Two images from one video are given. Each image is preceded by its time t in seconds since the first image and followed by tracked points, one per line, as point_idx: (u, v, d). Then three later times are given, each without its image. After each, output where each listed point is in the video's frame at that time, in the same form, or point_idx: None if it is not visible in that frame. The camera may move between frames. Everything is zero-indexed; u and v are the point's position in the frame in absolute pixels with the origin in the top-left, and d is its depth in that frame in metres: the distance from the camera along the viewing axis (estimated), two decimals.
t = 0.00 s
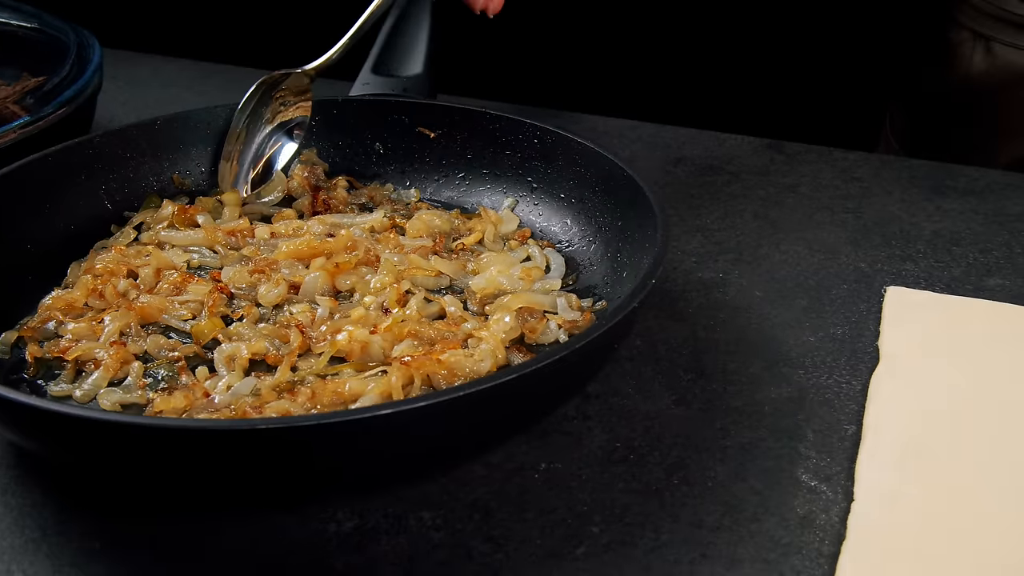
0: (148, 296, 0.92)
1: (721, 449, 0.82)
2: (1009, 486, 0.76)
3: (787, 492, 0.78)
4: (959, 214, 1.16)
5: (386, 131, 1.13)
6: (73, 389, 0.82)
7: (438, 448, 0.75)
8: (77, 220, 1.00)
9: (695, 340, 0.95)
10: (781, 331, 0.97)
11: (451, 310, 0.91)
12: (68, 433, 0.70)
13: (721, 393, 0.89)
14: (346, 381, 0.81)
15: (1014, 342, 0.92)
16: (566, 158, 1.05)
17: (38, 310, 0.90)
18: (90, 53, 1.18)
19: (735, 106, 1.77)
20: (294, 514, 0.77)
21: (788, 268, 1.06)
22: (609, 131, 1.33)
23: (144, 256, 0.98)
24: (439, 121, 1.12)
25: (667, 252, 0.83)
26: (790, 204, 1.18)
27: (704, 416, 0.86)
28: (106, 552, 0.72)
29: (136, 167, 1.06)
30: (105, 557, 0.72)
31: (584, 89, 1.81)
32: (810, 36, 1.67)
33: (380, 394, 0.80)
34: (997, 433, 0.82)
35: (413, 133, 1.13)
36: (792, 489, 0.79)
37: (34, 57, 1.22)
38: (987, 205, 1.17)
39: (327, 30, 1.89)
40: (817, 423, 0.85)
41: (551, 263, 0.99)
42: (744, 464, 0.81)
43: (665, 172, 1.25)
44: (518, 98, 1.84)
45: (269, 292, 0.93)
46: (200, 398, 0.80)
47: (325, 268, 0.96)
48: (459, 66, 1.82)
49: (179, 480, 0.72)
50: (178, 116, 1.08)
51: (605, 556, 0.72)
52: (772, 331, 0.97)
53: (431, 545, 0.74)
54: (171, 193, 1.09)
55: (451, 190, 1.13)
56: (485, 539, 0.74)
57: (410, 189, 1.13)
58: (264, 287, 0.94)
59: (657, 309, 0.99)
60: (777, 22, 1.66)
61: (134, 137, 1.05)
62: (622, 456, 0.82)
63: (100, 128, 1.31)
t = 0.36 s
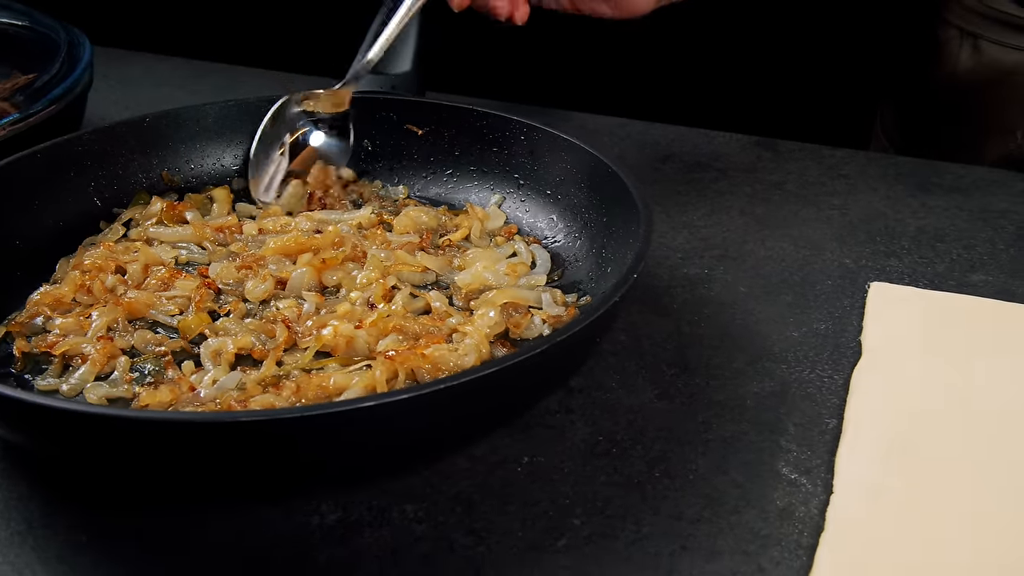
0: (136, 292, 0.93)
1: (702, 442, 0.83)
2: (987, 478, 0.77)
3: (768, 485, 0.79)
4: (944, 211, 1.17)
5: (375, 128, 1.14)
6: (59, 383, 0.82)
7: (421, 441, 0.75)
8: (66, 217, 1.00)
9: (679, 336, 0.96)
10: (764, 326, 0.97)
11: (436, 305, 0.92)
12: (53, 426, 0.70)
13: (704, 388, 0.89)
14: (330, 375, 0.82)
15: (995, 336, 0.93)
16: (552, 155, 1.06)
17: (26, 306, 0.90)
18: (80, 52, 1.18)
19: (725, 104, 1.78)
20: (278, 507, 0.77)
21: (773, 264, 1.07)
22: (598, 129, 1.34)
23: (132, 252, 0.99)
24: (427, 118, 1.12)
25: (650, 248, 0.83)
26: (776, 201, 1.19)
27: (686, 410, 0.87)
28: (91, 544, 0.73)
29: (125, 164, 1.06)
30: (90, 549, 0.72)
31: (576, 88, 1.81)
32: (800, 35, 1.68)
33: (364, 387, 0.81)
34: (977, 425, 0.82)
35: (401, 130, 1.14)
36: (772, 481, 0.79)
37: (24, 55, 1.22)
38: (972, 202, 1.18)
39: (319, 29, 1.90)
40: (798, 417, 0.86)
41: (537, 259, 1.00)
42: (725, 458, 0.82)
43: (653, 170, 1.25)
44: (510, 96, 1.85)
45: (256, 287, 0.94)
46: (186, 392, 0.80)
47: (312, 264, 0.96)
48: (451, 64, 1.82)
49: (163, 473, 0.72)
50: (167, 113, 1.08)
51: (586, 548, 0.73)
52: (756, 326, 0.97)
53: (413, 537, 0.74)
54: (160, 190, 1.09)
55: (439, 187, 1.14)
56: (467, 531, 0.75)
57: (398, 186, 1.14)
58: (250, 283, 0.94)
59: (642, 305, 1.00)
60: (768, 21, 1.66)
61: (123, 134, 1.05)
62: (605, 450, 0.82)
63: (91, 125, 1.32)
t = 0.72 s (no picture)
0: (120, 286, 0.94)
1: (679, 434, 0.84)
2: (958, 470, 0.78)
3: (742, 475, 0.80)
4: (925, 207, 1.18)
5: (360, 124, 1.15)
6: (42, 376, 0.83)
7: (399, 432, 0.76)
8: (52, 212, 1.01)
9: (658, 329, 0.97)
10: (743, 319, 0.98)
11: (417, 299, 0.93)
12: (33, 417, 0.71)
13: (682, 380, 0.90)
14: (310, 368, 0.83)
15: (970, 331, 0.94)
16: (534, 150, 1.06)
17: (11, 300, 0.91)
18: (68, 49, 1.19)
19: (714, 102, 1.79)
20: (258, 497, 0.78)
21: (754, 259, 1.08)
22: (583, 126, 1.35)
23: (117, 246, 1.00)
24: (412, 115, 1.13)
25: (628, 242, 0.85)
26: (758, 197, 1.20)
27: (664, 403, 0.88)
28: (72, 533, 0.74)
29: (112, 160, 1.07)
30: (72, 539, 0.73)
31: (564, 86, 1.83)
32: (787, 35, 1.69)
33: (344, 379, 0.82)
34: (950, 418, 0.84)
35: (386, 126, 1.14)
36: (747, 472, 0.80)
37: (12, 53, 1.23)
38: (954, 198, 1.19)
39: (309, 27, 1.91)
40: (774, 410, 0.87)
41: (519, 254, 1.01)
42: (701, 449, 0.82)
43: (637, 166, 1.26)
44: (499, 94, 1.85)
45: (240, 282, 0.95)
46: (167, 384, 0.81)
47: (295, 259, 0.97)
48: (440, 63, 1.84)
49: (143, 463, 0.73)
50: (154, 110, 1.09)
51: (561, 537, 0.74)
52: (735, 320, 0.98)
53: (391, 526, 0.75)
54: (146, 185, 1.10)
55: (424, 183, 1.14)
56: (443, 521, 0.76)
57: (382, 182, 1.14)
58: (234, 277, 0.95)
59: (623, 300, 1.01)
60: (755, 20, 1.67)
61: (109, 130, 1.06)
62: (582, 441, 0.83)
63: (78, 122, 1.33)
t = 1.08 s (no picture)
0: (102, 279, 0.95)
1: (652, 424, 0.85)
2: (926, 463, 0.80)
3: (713, 465, 0.81)
4: (903, 202, 1.19)
5: (344, 121, 1.16)
6: (23, 367, 0.84)
7: (374, 422, 0.78)
8: (36, 207, 1.02)
9: (635, 322, 0.98)
10: (719, 312, 0.99)
11: (396, 292, 0.94)
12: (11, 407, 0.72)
13: (657, 372, 0.91)
14: (288, 359, 0.84)
15: (941, 324, 0.96)
16: (514, 146, 1.07)
17: None
18: (54, 45, 1.20)
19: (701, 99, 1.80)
20: (234, 486, 0.79)
21: (732, 253, 1.09)
22: (567, 123, 1.36)
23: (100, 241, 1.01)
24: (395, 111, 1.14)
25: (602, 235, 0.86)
26: (739, 192, 1.21)
27: (638, 394, 0.89)
28: (50, 522, 0.75)
29: (96, 156, 1.08)
30: (51, 527, 0.74)
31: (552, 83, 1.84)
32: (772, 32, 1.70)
33: (321, 370, 0.83)
34: (919, 411, 0.85)
35: (368, 122, 1.15)
36: (718, 462, 0.81)
37: None
38: (931, 193, 1.20)
39: (299, 26, 1.92)
40: (746, 401, 0.88)
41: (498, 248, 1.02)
42: (673, 439, 0.84)
43: (620, 161, 1.27)
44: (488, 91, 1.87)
45: (220, 275, 0.96)
46: (147, 375, 0.82)
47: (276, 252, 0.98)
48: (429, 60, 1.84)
49: (120, 452, 0.74)
50: (138, 105, 1.10)
51: (532, 525, 0.75)
52: (711, 313, 0.99)
53: (365, 514, 0.76)
54: (130, 181, 1.11)
55: (406, 178, 1.15)
56: (417, 509, 0.77)
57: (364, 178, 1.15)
58: (215, 271, 0.96)
59: (601, 293, 1.02)
60: (741, 18, 1.69)
61: (93, 126, 1.07)
62: (556, 432, 0.84)
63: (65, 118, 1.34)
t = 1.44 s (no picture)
0: (83, 272, 0.96)
1: (624, 414, 0.86)
2: (894, 452, 0.81)
3: (683, 453, 0.82)
4: (880, 197, 1.20)
5: (325, 116, 1.17)
6: (3, 358, 0.85)
7: (347, 411, 0.79)
8: (18, 201, 1.03)
9: (611, 314, 0.99)
10: (695, 304, 1.01)
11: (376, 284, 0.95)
12: None
13: (630, 363, 0.93)
14: (265, 350, 0.85)
15: (912, 316, 0.97)
16: (493, 140, 1.08)
17: None
18: (39, 41, 1.21)
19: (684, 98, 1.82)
20: (210, 474, 0.81)
21: (709, 247, 1.10)
22: (550, 118, 1.37)
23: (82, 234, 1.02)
24: (376, 106, 1.15)
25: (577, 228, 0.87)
26: (718, 186, 1.22)
27: (612, 384, 0.90)
28: (26, 509, 0.76)
29: (79, 150, 1.09)
30: (27, 514, 0.76)
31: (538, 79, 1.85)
32: (756, 30, 1.72)
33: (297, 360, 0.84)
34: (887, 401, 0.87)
35: (350, 117, 1.17)
36: (688, 450, 0.83)
37: None
38: (908, 189, 1.22)
39: (287, 23, 1.93)
40: (718, 391, 0.89)
41: (478, 241, 1.03)
42: (645, 428, 0.85)
43: (601, 156, 1.29)
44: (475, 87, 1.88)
45: (200, 268, 0.97)
46: (125, 365, 0.84)
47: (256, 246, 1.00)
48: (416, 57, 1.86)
49: (96, 440, 0.75)
50: (121, 101, 1.11)
51: (503, 512, 0.77)
52: (686, 305, 1.01)
53: (338, 502, 0.78)
54: (113, 175, 1.12)
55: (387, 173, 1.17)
56: (389, 497, 0.78)
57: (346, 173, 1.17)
58: (195, 264, 0.98)
59: (578, 286, 1.03)
60: (725, 16, 1.70)
61: (76, 121, 1.07)
62: (529, 422, 0.85)
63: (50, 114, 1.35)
